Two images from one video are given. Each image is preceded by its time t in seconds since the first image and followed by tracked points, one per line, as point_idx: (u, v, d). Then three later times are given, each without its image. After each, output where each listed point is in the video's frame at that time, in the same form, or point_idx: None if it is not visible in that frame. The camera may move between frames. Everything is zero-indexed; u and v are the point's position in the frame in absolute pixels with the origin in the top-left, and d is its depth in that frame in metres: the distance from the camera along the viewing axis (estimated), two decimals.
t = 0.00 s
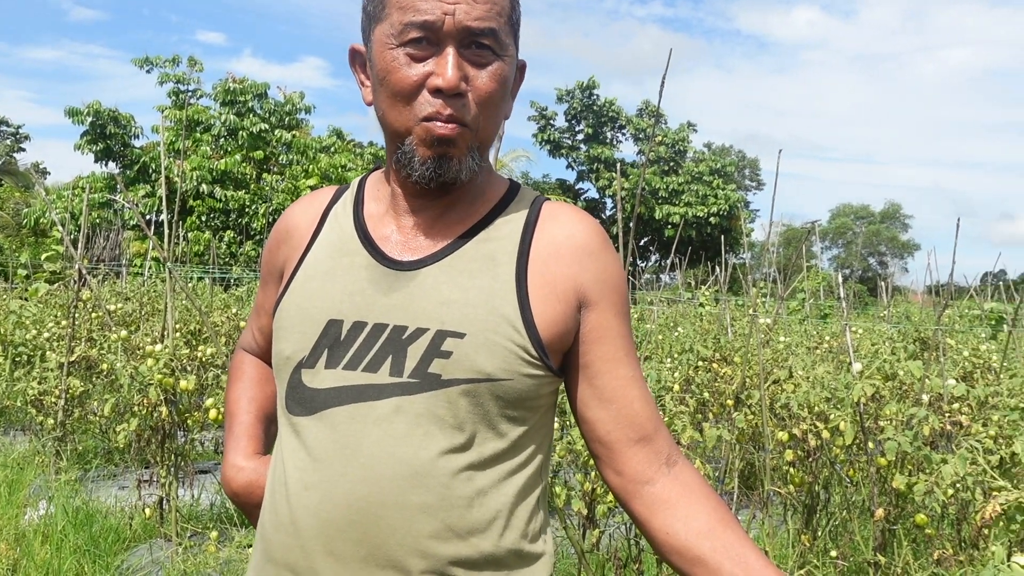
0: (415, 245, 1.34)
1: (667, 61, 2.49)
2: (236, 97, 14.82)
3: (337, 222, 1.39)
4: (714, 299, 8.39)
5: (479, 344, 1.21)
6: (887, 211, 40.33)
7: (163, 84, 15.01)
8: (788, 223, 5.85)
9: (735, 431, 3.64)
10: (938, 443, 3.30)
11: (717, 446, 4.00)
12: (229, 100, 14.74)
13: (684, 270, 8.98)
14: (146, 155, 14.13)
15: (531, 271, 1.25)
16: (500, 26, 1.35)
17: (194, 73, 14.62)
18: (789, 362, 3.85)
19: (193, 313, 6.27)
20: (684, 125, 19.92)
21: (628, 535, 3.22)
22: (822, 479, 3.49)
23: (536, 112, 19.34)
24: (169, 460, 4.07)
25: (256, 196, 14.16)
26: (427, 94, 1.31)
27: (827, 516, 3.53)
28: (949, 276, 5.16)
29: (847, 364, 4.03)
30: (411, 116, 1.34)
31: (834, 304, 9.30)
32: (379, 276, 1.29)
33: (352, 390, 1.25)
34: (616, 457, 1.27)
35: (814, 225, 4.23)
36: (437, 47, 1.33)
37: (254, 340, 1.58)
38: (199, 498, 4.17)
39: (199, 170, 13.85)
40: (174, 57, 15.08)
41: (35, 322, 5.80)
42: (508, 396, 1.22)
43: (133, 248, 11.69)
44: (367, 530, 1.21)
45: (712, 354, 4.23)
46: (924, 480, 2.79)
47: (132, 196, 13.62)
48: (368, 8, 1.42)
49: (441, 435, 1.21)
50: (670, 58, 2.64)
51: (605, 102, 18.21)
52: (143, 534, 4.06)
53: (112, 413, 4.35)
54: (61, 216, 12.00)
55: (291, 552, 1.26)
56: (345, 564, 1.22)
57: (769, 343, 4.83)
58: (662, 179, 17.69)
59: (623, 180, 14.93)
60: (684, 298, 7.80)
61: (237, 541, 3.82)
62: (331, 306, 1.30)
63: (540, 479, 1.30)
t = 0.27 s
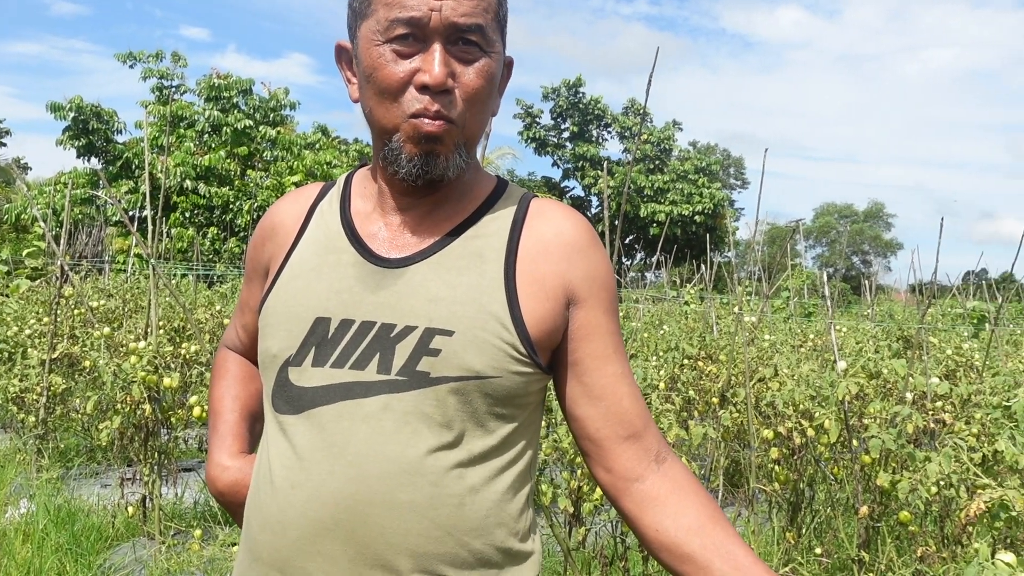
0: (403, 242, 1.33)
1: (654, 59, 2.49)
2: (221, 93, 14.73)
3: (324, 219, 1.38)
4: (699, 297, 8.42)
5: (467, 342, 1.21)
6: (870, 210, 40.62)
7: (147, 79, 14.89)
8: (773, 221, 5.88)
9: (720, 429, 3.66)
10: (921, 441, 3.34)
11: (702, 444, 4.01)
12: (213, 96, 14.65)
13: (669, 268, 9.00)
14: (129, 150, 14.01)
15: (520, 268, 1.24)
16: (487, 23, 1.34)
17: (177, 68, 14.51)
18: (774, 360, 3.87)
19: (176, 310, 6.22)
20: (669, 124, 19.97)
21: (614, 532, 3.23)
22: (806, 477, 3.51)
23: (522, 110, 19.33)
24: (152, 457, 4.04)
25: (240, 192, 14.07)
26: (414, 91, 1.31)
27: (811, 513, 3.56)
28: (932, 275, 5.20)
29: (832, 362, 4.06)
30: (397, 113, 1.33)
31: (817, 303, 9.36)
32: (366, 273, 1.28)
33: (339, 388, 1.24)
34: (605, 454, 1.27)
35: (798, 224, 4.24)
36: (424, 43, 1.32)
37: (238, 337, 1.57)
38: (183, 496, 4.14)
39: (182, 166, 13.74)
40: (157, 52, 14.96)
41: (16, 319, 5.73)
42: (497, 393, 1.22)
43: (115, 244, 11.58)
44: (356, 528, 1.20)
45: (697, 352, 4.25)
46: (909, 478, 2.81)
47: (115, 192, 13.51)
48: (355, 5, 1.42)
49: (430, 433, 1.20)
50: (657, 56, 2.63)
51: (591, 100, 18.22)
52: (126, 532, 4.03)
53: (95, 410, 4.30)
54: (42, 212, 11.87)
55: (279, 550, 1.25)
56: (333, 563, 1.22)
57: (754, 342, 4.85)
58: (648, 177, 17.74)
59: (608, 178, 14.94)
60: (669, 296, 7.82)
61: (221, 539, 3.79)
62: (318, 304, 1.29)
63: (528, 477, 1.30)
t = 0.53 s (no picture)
0: (394, 239, 1.33)
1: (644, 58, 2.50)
2: (208, 89, 14.65)
3: (315, 216, 1.38)
4: (688, 296, 8.44)
5: (459, 340, 1.21)
6: (858, 210, 40.73)
7: (133, 75, 14.80)
8: (761, 220, 5.90)
9: (708, 426, 3.67)
10: (907, 439, 3.38)
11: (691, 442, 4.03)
12: (201, 93, 14.57)
13: (658, 267, 9.02)
14: (116, 147, 13.92)
15: (511, 266, 1.24)
16: (476, 20, 1.34)
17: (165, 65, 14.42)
18: (762, 359, 3.89)
19: (164, 307, 6.19)
20: (658, 122, 20.01)
21: (603, 530, 3.24)
22: (794, 474, 3.54)
23: (511, 108, 19.31)
24: (140, 456, 4.02)
25: (228, 189, 14.01)
26: (403, 87, 1.30)
27: (798, 511, 3.59)
28: (919, 275, 5.23)
29: (819, 361, 4.08)
30: (386, 110, 1.32)
31: (805, 301, 9.40)
32: (358, 270, 1.28)
33: (331, 385, 1.24)
34: (596, 451, 1.27)
35: (787, 223, 4.26)
36: (413, 40, 1.32)
37: (227, 335, 1.56)
38: (171, 494, 4.13)
39: (169, 163, 13.67)
40: (144, 48, 14.87)
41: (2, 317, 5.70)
42: (488, 390, 1.22)
43: (102, 241, 11.50)
44: (349, 525, 1.20)
45: (686, 350, 4.26)
46: (895, 476, 2.83)
47: (102, 189, 13.42)
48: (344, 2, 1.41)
49: (422, 430, 1.21)
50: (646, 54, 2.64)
51: (580, 98, 18.23)
52: (113, 531, 4.01)
53: (82, 408, 4.28)
54: (28, 209, 11.79)
55: (271, 548, 1.25)
56: (326, 561, 1.21)
57: (742, 340, 4.87)
58: (636, 175, 17.77)
59: (597, 176, 14.95)
60: (657, 295, 7.85)
61: (209, 537, 3.78)
62: (310, 301, 1.29)
63: (520, 473, 1.30)
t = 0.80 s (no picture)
0: (389, 235, 1.33)
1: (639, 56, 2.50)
2: (201, 85, 14.60)
3: (309, 212, 1.37)
4: (680, 295, 8.46)
5: (453, 337, 1.21)
6: (849, 211, 40.86)
7: (126, 70, 14.74)
8: (753, 220, 5.92)
9: (699, 425, 3.68)
10: (897, 439, 3.39)
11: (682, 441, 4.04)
12: (193, 88, 14.52)
13: (651, 266, 9.04)
14: (107, 142, 13.87)
15: (506, 263, 1.24)
16: (471, 15, 1.34)
17: (157, 59, 14.37)
18: (754, 358, 3.90)
19: (155, 303, 6.17)
20: (651, 121, 20.02)
21: (594, 528, 3.24)
22: (785, 474, 3.55)
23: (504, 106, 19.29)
24: (130, 451, 4.01)
25: (220, 185, 13.96)
26: (397, 82, 1.30)
27: (788, 511, 3.60)
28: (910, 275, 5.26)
29: (810, 361, 4.10)
30: (381, 104, 1.32)
31: (796, 301, 9.44)
32: (352, 267, 1.28)
33: (324, 382, 1.24)
34: (590, 449, 1.28)
35: (779, 223, 4.27)
36: (408, 34, 1.32)
37: (220, 331, 1.56)
38: (161, 490, 4.12)
39: (161, 158, 13.62)
40: (137, 42, 14.80)
41: None
42: (482, 388, 1.22)
43: (93, 236, 11.45)
44: (342, 523, 1.20)
45: (677, 350, 4.27)
46: (885, 476, 2.84)
47: (93, 183, 13.36)
48: None
49: (416, 428, 1.20)
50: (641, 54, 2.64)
51: (574, 97, 18.24)
52: (103, 527, 4.00)
53: (72, 404, 4.27)
54: (18, 203, 11.74)
55: (263, 545, 1.25)
56: (319, 559, 1.21)
57: (733, 339, 4.89)
58: (629, 174, 17.78)
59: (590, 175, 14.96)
60: (649, 294, 7.86)
61: (200, 533, 3.77)
62: (303, 297, 1.29)
63: (514, 472, 1.30)
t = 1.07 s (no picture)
0: (386, 235, 1.33)
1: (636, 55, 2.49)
2: (197, 83, 14.57)
3: (305, 213, 1.37)
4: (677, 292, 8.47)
5: (450, 338, 1.21)
6: (846, 208, 40.86)
7: (122, 68, 14.71)
8: (750, 218, 5.92)
9: (697, 423, 3.69)
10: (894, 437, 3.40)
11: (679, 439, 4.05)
12: (190, 86, 14.50)
13: (648, 264, 9.05)
14: (104, 140, 13.85)
15: (503, 263, 1.25)
16: (467, 14, 1.34)
17: (153, 58, 14.35)
18: (750, 356, 3.91)
19: (152, 302, 6.17)
20: (648, 119, 20.03)
21: (592, 527, 3.25)
22: (782, 471, 3.56)
23: (501, 104, 19.28)
24: (128, 451, 4.01)
25: (218, 183, 13.95)
26: (392, 82, 1.30)
27: (786, 508, 3.61)
28: (907, 273, 5.27)
29: (807, 358, 4.10)
30: (376, 104, 1.32)
31: (793, 298, 9.45)
32: (349, 268, 1.28)
33: (322, 383, 1.24)
34: (587, 449, 1.28)
35: (776, 220, 4.27)
36: (403, 34, 1.32)
37: (215, 331, 1.56)
38: (159, 489, 4.12)
39: (158, 156, 13.60)
40: (133, 41, 14.77)
41: None
42: (480, 389, 1.22)
43: (90, 235, 11.44)
44: (340, 524, 1.20)
45: (675, 347, 4.28)
46: (881, 473, 2.84)
47: (90, 182, 13.35)
48: None
49: (413, 429, 1.21)
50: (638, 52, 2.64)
51: (571, 95, 18.24)
52: (101, 526, 4.00)
53: (70, 403, 4.27)
54: (15, 202, 11.72)
55: (261, 546, 1.25)
56: (317, 560, 1.22)
57: (730, 337, 4.90)
58: (626, 172, 17.79)
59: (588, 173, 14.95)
60: (647, 292, 7.86)
61: (198, 532, 3.77)
62: (300, 298, 1.29)
63: (511, 472, 1.31)
